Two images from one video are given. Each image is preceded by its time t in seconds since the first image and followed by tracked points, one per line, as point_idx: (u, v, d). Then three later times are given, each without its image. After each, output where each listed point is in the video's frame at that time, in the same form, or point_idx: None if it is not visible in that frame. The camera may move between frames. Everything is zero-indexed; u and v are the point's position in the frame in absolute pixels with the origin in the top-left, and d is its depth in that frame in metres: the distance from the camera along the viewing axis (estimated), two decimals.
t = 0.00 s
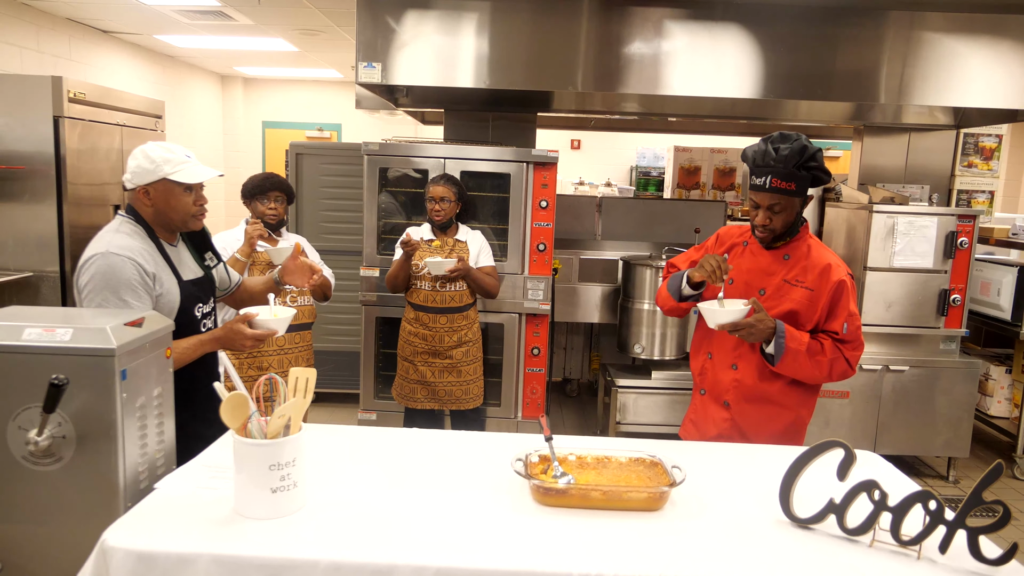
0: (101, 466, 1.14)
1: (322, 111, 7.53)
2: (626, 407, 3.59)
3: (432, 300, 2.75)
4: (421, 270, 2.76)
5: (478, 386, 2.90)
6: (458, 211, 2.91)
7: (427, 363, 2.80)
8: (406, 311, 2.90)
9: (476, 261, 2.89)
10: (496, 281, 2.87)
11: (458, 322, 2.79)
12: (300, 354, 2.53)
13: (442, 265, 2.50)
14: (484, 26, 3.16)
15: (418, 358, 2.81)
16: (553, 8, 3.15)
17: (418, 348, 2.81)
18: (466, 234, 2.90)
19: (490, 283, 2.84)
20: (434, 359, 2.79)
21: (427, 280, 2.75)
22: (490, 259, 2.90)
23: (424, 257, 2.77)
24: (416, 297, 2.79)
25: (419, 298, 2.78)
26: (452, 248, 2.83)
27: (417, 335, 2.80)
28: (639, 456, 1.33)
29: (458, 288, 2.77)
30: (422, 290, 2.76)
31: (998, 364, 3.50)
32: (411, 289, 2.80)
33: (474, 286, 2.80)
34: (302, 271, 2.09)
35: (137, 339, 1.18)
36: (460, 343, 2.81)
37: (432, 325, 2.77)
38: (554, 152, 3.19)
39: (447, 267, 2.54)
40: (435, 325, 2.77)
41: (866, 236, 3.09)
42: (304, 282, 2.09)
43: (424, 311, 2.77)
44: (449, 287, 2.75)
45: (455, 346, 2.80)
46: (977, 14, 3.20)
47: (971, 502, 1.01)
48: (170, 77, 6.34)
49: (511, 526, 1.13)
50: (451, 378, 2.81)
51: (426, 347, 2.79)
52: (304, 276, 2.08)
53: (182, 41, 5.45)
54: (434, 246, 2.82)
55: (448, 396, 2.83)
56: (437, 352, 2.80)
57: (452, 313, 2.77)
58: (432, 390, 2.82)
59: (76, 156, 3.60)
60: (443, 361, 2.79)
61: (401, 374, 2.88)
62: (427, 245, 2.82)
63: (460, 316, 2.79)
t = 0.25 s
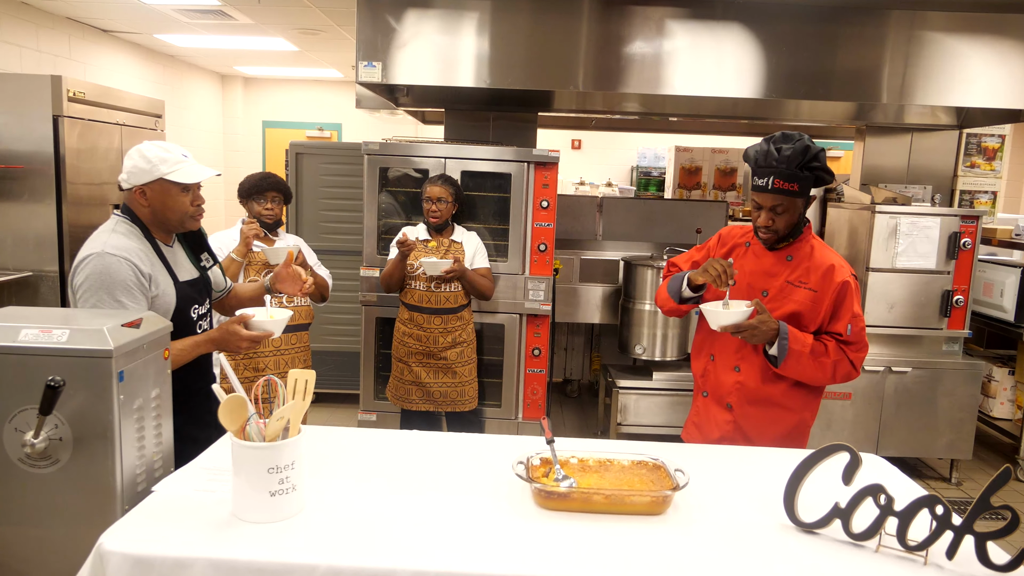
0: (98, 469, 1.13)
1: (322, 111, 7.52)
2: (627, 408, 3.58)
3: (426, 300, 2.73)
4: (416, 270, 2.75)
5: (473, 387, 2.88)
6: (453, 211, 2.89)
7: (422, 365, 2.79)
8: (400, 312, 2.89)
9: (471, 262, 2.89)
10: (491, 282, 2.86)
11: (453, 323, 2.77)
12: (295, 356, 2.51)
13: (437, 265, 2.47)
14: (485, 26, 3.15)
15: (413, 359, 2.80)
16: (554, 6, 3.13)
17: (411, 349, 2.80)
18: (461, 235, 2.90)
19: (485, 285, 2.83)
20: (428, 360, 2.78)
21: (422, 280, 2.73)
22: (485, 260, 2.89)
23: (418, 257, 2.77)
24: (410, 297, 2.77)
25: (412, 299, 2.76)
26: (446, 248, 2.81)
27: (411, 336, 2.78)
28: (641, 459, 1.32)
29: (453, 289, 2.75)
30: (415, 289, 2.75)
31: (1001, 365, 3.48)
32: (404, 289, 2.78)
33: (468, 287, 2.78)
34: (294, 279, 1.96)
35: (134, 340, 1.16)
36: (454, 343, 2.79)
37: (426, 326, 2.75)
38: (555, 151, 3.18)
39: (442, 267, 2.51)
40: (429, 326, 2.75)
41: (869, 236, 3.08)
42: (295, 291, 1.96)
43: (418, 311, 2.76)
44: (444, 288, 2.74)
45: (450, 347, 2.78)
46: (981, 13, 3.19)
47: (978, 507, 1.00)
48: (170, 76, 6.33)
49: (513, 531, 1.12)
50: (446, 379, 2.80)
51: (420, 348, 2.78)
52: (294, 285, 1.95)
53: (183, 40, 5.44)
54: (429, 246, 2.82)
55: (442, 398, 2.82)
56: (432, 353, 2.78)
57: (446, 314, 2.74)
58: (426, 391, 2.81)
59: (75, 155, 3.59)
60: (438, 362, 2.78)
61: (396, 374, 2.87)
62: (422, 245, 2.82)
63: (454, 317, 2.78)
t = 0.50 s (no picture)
0: (99, 475, 1.11)
1: (324, 111, 7.51)
2: (631, 411, 3.56)
3: (427, 303, 2.72)
4: (416, 273, 2.73)
5: (477, 388, 2.86)
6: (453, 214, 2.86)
7: (424, 366, 2.77)
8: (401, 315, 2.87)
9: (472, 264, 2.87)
10: (492, 285, 2.84)
11: (453, 325, 2.76)
12: (294, 360, 2.48)
13: (438, 270, 2.45)
14: (488, 26, 3.14)
15: (415, 360, 2.78)
16: (557, 6, 3.12)
17: (413, 351, 2.78)
18: (461, 237, 2.88)
19: (486, 287, 2.81)
20: (432, 360, 2.77)
21: (422, 284, 2.72)
22: (485, 262, 2.87)
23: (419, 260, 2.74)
24: (411, 301, 2.76)
25: (413, 302, 2.75)
26: (447, 251, 2.81)
27: (413, 338, 2.77)
28: (649, 465, 1.30)
29: (454, 292, 2.74)
30: (416, 293, 2.73)
31: (1007, 367, 3.46)
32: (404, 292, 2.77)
33: (469, 289, 2.76)
34: (294, 293, 1.99)
35: (136, 345, 1.15)
36: (458, 343, 2.78)
37: (428, 327, 2.74)
38: (559, 152, 3.16)
39: (442, 272, 2.49)
40: (430, 328, 2.74)
41: (874, 238, 3.06)
42: (293, 304, 1.99)
43: (419, 314, 2.74)
44: (444, 290, 2.72)
45: (451, 348, 2.77)
46: (987, 13, 3.17)
47: (994, 516, 0.98)
48: (172, 76, 6.32)
49: (520, 539, 1.10)
50: (449, 380, 2.79)
51: (422, 350, 2.76)
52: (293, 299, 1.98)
53: (185, 40, 5.43)
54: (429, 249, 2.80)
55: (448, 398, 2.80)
56: (434, 355, 2.77)
57: (446, 317, 2.73)
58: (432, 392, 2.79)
59: (77, 156, 3.58)
60: (440, 363, 2.77)
61: (399, 377, 2.85)
62: (422, 248, 2.79)
63: (455, 319, 2.76)
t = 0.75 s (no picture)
0: (101, 482, 1.09)
1: (325, 111, 7.49)
2: (635, 412, 3.55)
3: (440, 305, 2.70)
4: (429, 275, 2.72)
5: (489, 392, 2.85)
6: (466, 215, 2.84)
7: (436, 370, 2.75)
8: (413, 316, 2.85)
9: (485, 266, 2.85)
10: (505, 287, 2.83)
11: (466, 328, 2.74)
12: (294, 362, 2.45)
13: (450, 270, 2.48)
14: (492, 25, 3.11)
15: (426, 364, 2.76)
16: (560, 5, 3.10)
17: (424, 354, 2.76)
18: (475, 238, 2.86)
19: (499, 289, 2.79)
20: (443, 365, 2.74)
21: (434, 285, 2.71)
22: (498, 264, 2.85)
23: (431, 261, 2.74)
24: (423, 303, 2.74)
25: (425, 304, 2.73)
26: (460, 252, 2.80)
27: (425, 341, 2.75)
28: (660, 471, 1.28)
29: (467, 293, 2.72)
30: (429, 295, 2.71)
31: (1014, 369, 3.44)
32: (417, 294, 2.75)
33: (482, 291, 2.74)
34: (298, 301, 1.95)
35: (139, 349, 1.13)
36: (470, 348, 2.76)
37: (440, 331, 2.72)
38: (563, 152, 3.14)
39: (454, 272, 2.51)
40: (443, 331, 2.72)
41: (881, 238, 3.04)
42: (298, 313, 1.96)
43: (432, 316, 2.72)
44: (458, 293, 2.71)
45: (464, 352, 2.75)
46: (995, 11, 3.14)
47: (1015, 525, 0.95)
48: (172, 76, 6.30)
49: (529, 547, 1.08)
50: (461, 384, 2.77)
51: (433, 353, 2.74)
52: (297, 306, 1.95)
53: (185, 39, 5.41)
54: (442, 250, 2.79)
55: (457, 402, 2.78)
56: (446, 359, 2.75)
57: (459, 319, 2.72)
58: (441, 396, 2.77)
59: (77, 155, 3.56)
60: (452, 367, 2.74)
61: (408, 379, 2.83)
62: (435, 249, 2.78)
63: (468, 322, 2.74)
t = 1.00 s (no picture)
0: (104, 491, 1.07)
1: (326, 110, 7.46)
2: (639, 415, 3.53)
3: (462, 307, 2.69)
4: (452, 277, 2.71)
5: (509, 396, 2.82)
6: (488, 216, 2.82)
7: (458, 372, 2.73)
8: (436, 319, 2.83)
9: (509, 267, 2.83)
10: (529, 288, 2.80)
11: (489, 330, 2.71)
12: (298, 365, 2.42)
13: (473, 273, 2.48)
14: (495, 25, 3.09)
15: (448, 367, 2.74)
16: (563, 5, 3.08)
17: (447, 357, 2.73)
18: (497, 240, 2.84)
19: (524, 290, 2.77)
20: (465, 367, 2.72)
21: (458, 288, 2.69)
22: (522, 265, 2.83)
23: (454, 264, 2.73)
24: (446, 305, 2.73)
25: (449, 306, 2.72)
26: (482, 254, 2.78)
27: (447, 343, 2.73)
28: (673, 478, 1.26)
29: (490, 295, 2.70)
30: (452, 297, 2.70)
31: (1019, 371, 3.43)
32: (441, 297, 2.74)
33: (506, 293, 2.72)
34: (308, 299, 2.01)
35: (143, 355, 1.10)
36: (493, 351, 2.74)
37: (464, 333, 2.70)
38: (567, 153, 3.12)
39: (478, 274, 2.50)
40: (467, 333, 2.70)
41: (887, 240, 3.02)
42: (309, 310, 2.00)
43: (455, 318, 2.71)
44: (481, 295, 2.69)
45: (487, 355, 2.73)
46: (1002, 11, 3.12)
47: None
48: (172, 75, 6.27)
49: (542, 556, 1.06)
50: (481, 387, 2.74)
51: (456, 356, 2.72)
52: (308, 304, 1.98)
53: (185, 39, 5.38)
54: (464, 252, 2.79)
55: (479, 405, 2.76)
56: (468, 361, 2.73)
57: (483, 322, 2.70)
58: (463, 398, 2.75)
59: (77, 156, 3.54)
60: (473, 370, 2.73)
61: (430, 383, 2.80)
62: (457, 251, 2.78)
63: (491, 324, 2.72)
